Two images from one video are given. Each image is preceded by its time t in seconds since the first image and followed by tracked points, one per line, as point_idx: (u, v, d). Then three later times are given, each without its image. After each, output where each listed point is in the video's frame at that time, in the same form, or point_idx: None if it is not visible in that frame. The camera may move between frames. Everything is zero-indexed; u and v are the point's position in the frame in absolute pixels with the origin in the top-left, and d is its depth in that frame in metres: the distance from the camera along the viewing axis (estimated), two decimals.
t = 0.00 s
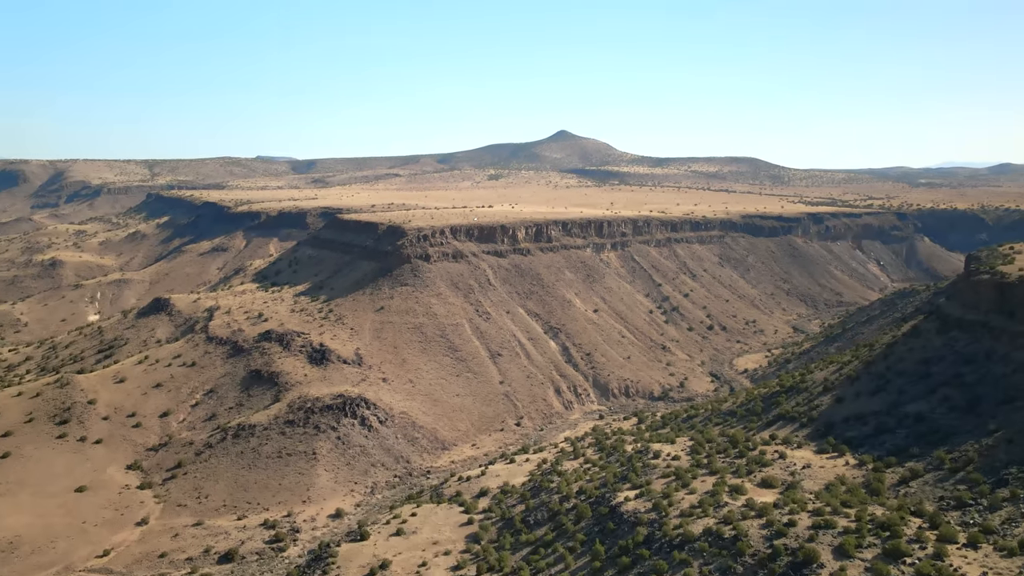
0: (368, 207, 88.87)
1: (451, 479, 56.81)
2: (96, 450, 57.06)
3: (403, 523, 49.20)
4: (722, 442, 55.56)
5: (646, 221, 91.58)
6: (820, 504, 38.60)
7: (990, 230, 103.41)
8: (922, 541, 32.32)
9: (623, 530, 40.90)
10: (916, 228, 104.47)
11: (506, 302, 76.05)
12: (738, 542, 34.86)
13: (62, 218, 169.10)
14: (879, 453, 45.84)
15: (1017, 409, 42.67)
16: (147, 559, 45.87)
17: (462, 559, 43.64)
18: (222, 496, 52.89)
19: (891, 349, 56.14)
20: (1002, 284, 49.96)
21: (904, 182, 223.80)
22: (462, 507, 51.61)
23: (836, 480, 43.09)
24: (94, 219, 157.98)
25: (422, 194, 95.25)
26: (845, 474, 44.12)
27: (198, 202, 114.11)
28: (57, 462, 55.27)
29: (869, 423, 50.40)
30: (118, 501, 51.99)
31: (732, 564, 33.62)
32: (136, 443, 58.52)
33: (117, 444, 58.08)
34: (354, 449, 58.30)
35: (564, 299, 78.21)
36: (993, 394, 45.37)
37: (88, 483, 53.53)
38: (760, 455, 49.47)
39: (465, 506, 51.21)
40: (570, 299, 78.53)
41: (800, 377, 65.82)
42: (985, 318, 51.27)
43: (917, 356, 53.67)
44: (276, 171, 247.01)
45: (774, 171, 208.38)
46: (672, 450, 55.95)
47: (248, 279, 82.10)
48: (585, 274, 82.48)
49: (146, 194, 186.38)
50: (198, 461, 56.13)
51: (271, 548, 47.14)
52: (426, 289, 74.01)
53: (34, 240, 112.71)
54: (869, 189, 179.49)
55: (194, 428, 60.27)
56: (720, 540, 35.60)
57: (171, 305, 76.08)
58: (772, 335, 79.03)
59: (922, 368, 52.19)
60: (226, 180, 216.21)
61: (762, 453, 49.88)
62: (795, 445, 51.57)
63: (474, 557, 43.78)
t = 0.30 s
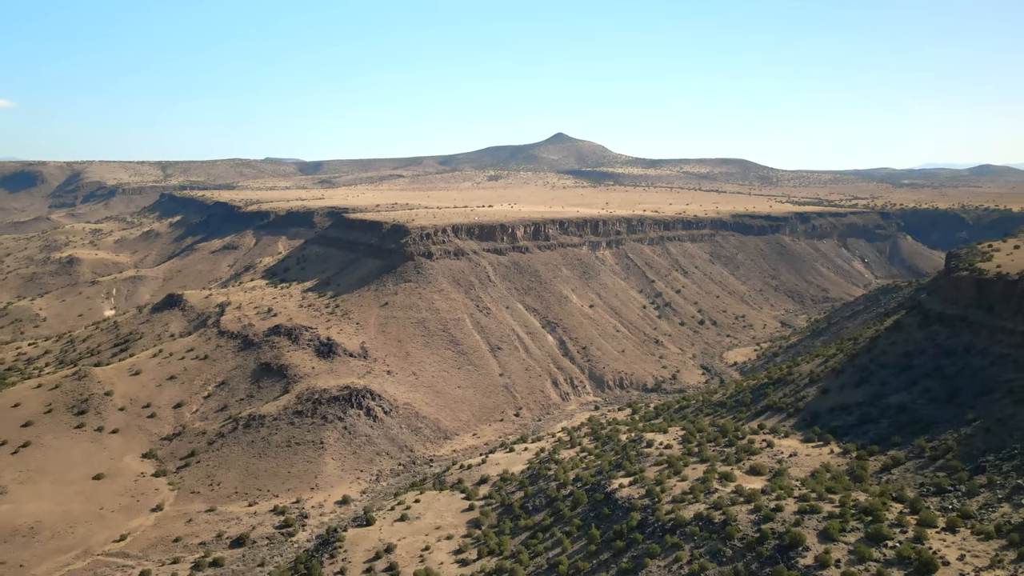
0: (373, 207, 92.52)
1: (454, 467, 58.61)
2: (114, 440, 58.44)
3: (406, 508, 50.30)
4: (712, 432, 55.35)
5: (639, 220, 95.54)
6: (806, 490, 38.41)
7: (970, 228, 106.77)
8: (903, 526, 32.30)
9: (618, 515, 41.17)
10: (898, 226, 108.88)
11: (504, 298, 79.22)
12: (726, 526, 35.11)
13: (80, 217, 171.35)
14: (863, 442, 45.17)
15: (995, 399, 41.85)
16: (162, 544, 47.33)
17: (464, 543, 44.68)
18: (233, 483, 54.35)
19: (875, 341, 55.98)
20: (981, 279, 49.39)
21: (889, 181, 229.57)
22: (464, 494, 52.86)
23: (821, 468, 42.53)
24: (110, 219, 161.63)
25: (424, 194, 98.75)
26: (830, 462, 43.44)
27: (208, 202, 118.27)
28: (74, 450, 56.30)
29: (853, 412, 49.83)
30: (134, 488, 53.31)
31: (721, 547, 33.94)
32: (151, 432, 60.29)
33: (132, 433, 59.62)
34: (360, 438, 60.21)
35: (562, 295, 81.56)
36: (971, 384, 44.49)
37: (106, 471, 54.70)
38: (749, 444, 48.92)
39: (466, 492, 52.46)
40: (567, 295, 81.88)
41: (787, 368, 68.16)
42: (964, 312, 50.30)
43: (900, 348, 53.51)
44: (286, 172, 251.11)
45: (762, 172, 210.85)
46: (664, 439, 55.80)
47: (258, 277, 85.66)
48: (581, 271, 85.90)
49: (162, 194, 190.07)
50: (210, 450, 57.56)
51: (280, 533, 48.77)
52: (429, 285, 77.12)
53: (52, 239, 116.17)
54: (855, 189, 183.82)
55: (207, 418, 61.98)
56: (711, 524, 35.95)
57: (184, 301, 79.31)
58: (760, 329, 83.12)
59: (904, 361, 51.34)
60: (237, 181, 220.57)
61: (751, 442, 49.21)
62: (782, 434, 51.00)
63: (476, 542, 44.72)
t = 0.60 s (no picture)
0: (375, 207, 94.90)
1: (456, 459, 59.31)
2: (124, 433, 58.18)
3: (409, 499, 50.20)
4: (707, 426, 55.31)
5: (636, 219, 98.01)
6: (796, 480, 37.24)
7: (957, 228, 109.20)
8: (890, 514, 31.33)
9: (614, 505, 40.74)
10: (887, 225, 111.56)
11: (503, 295, 81.45)
12: (720, 515, 34.15)
13: (91, 217, 172.94)
14: (851, 435, 44.51)
15: (980, 393, 41.23)
16: (172, 533, 47.44)
17: (465, 532, 44.52)
18: (242, 475, 54.61)
19: (863, 339, 55.51)
20: (966, 276, 49.51)
21: (880, 181, 233.28)
22: (465, 484, 52.95)
23: (811, 459, 41.46)
24: (121, 218, 164.10)
25: (425, 194, 101.20)
26: (820, 453, 42.74)
27: (216, 201, 120.98)
28: (86, 443, 56.12)
29: (842, 406, 49.26)
30: (145, 480, 53.28)
31: (715, 536, 32.94)
32: (161, 426, 60.39)
33: (143, 427, 59.70)
34: (364, 431, 61.00)
35: (560, 293, 83.79)
36: (958, 378, 44.13)
37: (117, 463, 54.47)
38: (742, 437, 48.36)
39: (467, 483, 52.67)
40: (565, 293, 84.06)
41: (779, 363, 69.87)
42: (950, 309, 50.32)
43: (887, 345, 52.95)
44: (290, 172, 253.80)
45: (754, 172, 213.29)
46: (660, 433, 55.98)
47: (264, 275, 87.94)
48: (579, 270, 88.22)
49: (170, 194, 192.42)
50: (218, 443, 57.76)
51: (287, 523, 48.86)
52: (431, 283, 79.27)
53: (65, 238, 118.65)
54: (845, 189, 186.97)
55: (215, 412, 62.23)
56: (705, 513, 35.01)
57: (192, 298, 81.51)
58: (753, 325, 85.53)
59: (892, 357, 51.25)
60: (244, 181, 223.63)
61: (744, 435, 48.66)
62: (774, 427, 50.56)
63: (477, 531, 44.60)
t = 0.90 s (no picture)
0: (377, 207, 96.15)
1: (456, 454, 60.44)
2: (130, 429, 59.19)
3: (411, 494, 51.25)
4: (704, 422, 56.52)
5: (634, 219, 99.39)
6: (790, 475, 38.29)
7: (951, 228, 110.55)
8: (883, 508, 32.29)
9: (612, 499, 41.79)
10: (882, 225, 112.96)
11: (502, 293, 82.71)
12: (716, 509, 35.14)
13: (95, 217, 174.24)
14: (845, 430, 45.72)
15: (971, 389, 42.39)
16: (178, 528, 48.03)
17: (466, 527, 45.63)
18: (246, 471, 55.46)
19: (857, 337, 56.74)
20: (958, 274, 50.60)
21: (875, 181, 235.06)
22: (467, 480, 53.99)
23: (806, 454, 42.58)
24: (125, 218, 165.45)
25: (426, 194, 102.51)
26: (814, 448, 43.85)
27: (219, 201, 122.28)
28: (93, 439, 57.05)
29: (836, 402, 50.51)
30: (151, 475, 54.05)
31: (711, 530, 33.87)
32: (166, 422, 61.24)
33: (148, 423, 60.57)
34: (367, 427, 62.00)
35: (559, 292, 85.06)
36: (950, 375, 45.38)
37: (124, 458, 55.38)
38: (737, 432, 49.56)
39: (468, 479, 53.73)
40: (564, 291, 85.33)
41: (774, 361, 71.09)
42: (942, 307, 51.49)
43: (881, 342, 54.14)
44: (291, 172, 255.15)
45: (751, 172, 214.98)
46: (658, 429, 57.22)
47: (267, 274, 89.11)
48: (578, 269, 89.56)
49: (174, 194, 193.70)
50: (223, 439, 58.70)
51: (291, 518, 49.71)
52: (432, 282, 80.45)
53: (70, 237, 119.94)
54: (841, 189, 188.74)
55: (220, 409, 63.20)
56: (701, 507, 35.98)
57: (196, 297, 82.54)
58: (749, 323, 86.95)
59: (885, 354, 52.53)
60: (246, 181, 225.13)
61: (739, 431, 49.85)
62: (769, 423, 51.77)
63: (478, 525, 45.71)
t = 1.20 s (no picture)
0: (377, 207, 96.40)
1: (456, 453, 60.60)
2: (132, 428, 59.41)
3: (411, 493, 51.46)
4: (703, 420, 56.75)
5: (633, 219, 99.64)
6: (789, 473, 38.53)
7: (950, 227, 110.76)
8: (880, 505, 32.51)
9: (612, 497, 41.99)
10: (882, 225, 113.16)
11: (502, 293, 82.96)
12: (715, 507, 35.35)
13: (96, 216, 174.70)
14: (844, 429, 45.93)
15: (969, 388, 42.53)
16: (180, 526, 48.22)
17: (466, 525, 45.86)
18: (247, 469, 55.67)
19: (856, 336, 56.95)
20: (957, 274, 50.74)
21: (875, 181, 235.41)
22: (467, 478, 54.21)
23: (804, 452, 42.79)
24: (126, 218, 165.68)
25: (426, 194, 102.74)
26: (813, 447, 44.07)
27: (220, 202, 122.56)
28: (95, 438, 57.27)
29: (835, 401, 50.73)
30: (153, 473, 54.25)
31: (710, 527, 34.08)
32: (168, 421, 61.46)
33: (150, 422, 60.79)
34: (368, 426, 62.21)
35: (559, 291, 85.30)
36: (948, 374, 45.53)
37: (126, 457, 55.60)
38: (737, 431, 49.80)
39: (469, 477, 53.95)
40: (563, 291, 85.56)
41: (773, 360, 71.31)
42: (940, 306, 51.66)
43: (880, 342, 54.34)
44: (291, 172, 255.57)
45: (750, 172, 215.29)
46: (657, 428, 57.45)
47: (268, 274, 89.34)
48: (578, 269, 89.79)
49: (174, 194, 193.85)
50: (225, 438, 58.90)
51: (292, 515, 49.88)
52: (432, 282, 80.62)
53: (71, 237, 120.06)
54: (840, 189, 189.05)
55: (222, 408, 63.41)
56: (700, 505, 36.20)
57: (198, 296, 82.77)
58: (749, 323, 87.18)
59: (884, 353, 52.74)
60: (246, 181, 225.43)
61: (739, 429, 50.08)
62: (767, 421, 51.99)
63: (478, 523, 45.96)
